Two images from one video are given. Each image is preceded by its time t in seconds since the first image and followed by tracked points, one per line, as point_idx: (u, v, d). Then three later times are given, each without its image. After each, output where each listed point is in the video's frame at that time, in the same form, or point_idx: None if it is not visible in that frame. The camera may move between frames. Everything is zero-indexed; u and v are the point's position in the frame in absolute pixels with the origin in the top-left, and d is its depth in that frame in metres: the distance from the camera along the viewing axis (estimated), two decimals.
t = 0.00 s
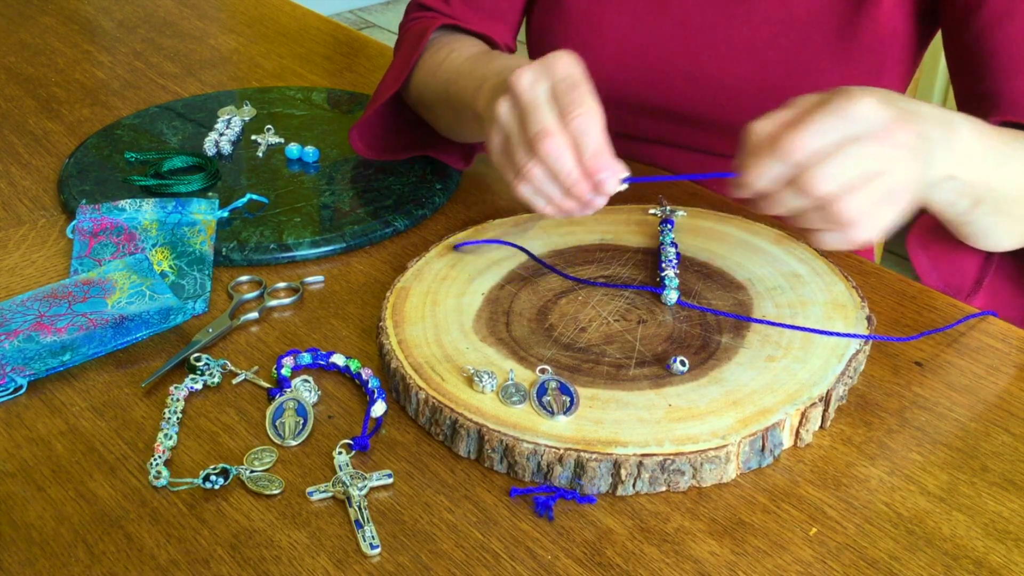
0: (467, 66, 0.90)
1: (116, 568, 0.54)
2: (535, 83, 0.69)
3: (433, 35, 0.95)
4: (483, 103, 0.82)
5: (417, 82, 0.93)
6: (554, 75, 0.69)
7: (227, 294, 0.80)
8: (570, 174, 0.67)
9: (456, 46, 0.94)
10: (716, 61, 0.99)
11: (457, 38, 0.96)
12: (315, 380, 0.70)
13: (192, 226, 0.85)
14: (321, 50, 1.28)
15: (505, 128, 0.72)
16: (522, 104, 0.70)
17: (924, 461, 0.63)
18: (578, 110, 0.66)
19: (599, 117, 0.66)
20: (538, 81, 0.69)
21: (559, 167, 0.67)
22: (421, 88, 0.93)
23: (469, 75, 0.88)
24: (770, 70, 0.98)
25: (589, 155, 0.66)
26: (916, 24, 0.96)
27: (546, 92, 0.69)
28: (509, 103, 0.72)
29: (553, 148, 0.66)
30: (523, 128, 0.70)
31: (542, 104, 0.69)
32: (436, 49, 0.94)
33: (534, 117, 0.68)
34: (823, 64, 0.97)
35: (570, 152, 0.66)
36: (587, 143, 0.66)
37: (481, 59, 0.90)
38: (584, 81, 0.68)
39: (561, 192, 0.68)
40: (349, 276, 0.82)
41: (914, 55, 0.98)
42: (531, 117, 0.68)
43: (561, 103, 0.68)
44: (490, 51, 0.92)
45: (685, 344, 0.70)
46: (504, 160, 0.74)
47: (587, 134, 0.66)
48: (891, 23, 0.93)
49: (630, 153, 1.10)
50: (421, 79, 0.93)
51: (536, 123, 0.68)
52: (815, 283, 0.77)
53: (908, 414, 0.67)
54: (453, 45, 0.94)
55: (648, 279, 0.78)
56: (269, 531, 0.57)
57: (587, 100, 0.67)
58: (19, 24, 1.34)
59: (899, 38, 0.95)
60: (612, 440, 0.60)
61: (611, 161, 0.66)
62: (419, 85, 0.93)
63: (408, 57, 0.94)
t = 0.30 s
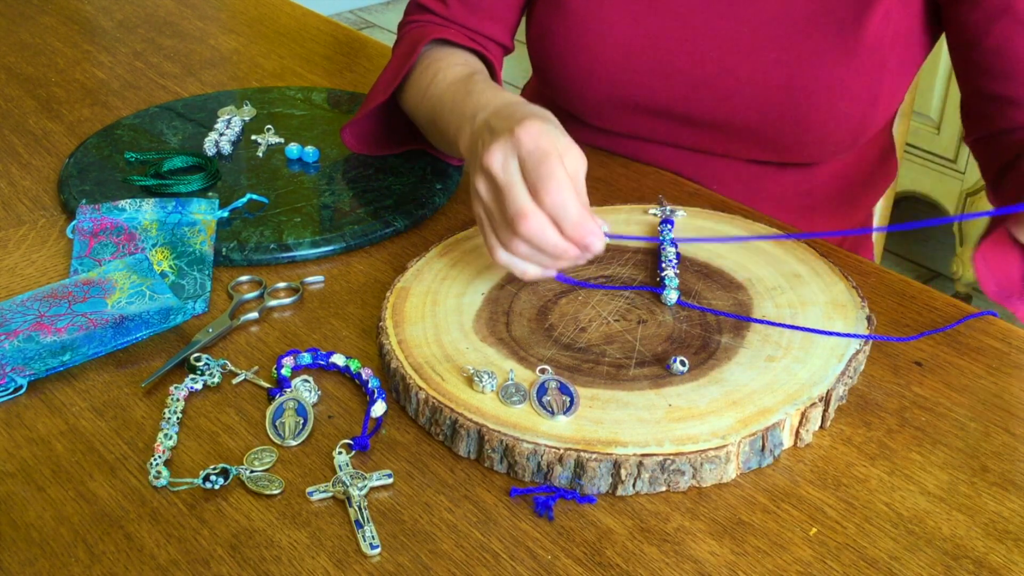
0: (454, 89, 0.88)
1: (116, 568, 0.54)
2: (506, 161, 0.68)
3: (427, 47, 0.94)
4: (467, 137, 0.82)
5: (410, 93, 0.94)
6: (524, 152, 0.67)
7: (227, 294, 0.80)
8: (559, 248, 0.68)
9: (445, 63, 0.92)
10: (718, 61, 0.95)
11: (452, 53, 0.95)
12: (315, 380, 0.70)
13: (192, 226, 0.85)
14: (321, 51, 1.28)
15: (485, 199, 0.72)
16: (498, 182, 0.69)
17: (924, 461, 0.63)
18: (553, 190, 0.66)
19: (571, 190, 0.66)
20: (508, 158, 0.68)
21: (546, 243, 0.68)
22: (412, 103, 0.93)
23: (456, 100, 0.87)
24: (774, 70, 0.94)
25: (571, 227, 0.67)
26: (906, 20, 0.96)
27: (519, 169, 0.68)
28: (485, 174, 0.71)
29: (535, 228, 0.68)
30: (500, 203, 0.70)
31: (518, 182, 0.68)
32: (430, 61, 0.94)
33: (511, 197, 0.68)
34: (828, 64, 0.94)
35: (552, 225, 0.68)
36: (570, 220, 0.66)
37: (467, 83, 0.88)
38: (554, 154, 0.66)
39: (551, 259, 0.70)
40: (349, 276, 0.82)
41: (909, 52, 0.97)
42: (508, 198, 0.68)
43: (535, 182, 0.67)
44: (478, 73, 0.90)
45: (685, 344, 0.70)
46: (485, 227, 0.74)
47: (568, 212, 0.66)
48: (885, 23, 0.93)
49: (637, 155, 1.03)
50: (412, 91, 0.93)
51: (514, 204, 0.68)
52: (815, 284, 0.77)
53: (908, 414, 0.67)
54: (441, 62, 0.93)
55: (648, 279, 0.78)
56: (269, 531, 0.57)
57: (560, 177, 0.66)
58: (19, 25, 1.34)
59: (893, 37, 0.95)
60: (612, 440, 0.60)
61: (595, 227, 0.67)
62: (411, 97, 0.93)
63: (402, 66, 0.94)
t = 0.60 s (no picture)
0: (474, 105, 0.88)
1: (116, 568, 0.54)
2: (534, 198, 0.69)
3: (444, 53, 0.94)
4: (489, 156, 0.81)
5: (424, 101, 0.93)
6: (555, 193, 0.69)
7: (227, 294, 0.80)
8: (577, 291, 0.68)
9: (465, 75, 0.92)
10: (724, 61, 0.95)
11: (466, 58, 0.95)
12: (315, 380, 0.70)
13: (192, 226, 0.85)
14: (321, 51, 1.28)
15: (503, 232, 0.72)
16: (522, 218, 0.70)
17: (924, 461, 0.63)
18: (582, 234, 0.67)
19: (601, 238, 0.68)
20: (537, 195, 0.69)
21: (563, 285, 0.68)
22: (427, 112, 0.93)
23: (477, 118, 0.87)
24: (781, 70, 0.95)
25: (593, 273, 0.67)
26: (913, 21, 0.96)
27: (546, 208, 0.69)
28: (508, 208, 0.71)
29: (556, 269, 0.68)
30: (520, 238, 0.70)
31: (543, 222, 0.69)
32: (443, 68, 0.94)
33: (535, 235, 0.69)
34: (836, 64, 0.94)
35: (573, 269, 0.68)
36: (594, 265, 0.67)
37: (490, 99, 0.88)
38: (586, 200, 0.68)
39: (560, 300, 0.70)
40: (349, 276, 0.82)
41: (915, 53, 0.98)
42: (532, 235, 0.69)
43: (563, 223, 0.68)
44: (500, 90, 0.91)
45: (685, 344, 0.70)
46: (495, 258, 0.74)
47: (594, 257, 0.67)
48: (891, 24, 0.94)
49: (639, 154, 1.03)
50: (428, 99, 0.93)
51: (538, 243, 0.68)
52: (815, 284, 0.77)
53: (908, 414, 0.67)
54: (460, 73, 0.93)
55: (648, 279, 0.78)
56: (269, 531, 0.57)
57: (590, 223, 0.68)
58: (19, 25, 1.34)
59: (899, 38, 0.96)
60: (612, 439, 0.60)
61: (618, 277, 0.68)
62: (427, 107, 0.93)
63: (415, 73, 0.94)
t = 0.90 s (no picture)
0: (481, 115, 0.88)
1: (116, 568, 0.54)
2: (539, 219, 0.69)
3: (452, 55, 0.93)
4: (497, 169, 0.82)
5: (432, 104, 0.93)
6: (560, 214, 0.69)
7: (227, 294, 0.80)
8: (588, 309, 0.69)
9: (472, 81, 0.92)
10: (729, 63, 0.95)
11: (474, 61, 0.95)
12: (315, 380, 0.70)
13: (192, 226, 0.85)
14: (321, 50, 1.28)
15: (508, 252, 0.72)
16: (528, 239, 0.70)
17: (924, 461, 0.63)
18: (589, 254, 0.68)
19: (608, 257, 0.68)
20: (542, 217, 0.69)
21: (573, 303, 0.69)
22: (435, 116, 0.93)
23: (485, 128, 0.87)
24: (784, 74, 0.95)
25: (604, 292, 0.68)
26: (919, 27, 0.95)
27: (552, 229, 0.69)
28: (513, 228, 0.71)
29: (566, 289, 0.68)
30: (526, 259, 0.70)
31: (550, 243, 0.69)
32: (450, 72, 0.93)
33: (541, 257, 0.69)
34: (839, 69, 0.93)
35: (582, 288, 0.69)
36: (603, 284, 0.68)
37: (496, 110, 0.88)
38: (590, 219, 0.68)
39: (573, 316, 0.71)
40: (349, 276, 0.82)
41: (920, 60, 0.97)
42: (539, 257, 0.69)
43: (570, 244, 0.69)
44: (507, 98, 0.91)
45: (685, 344, 0.70)
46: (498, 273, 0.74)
47: (603, 276, 0.68)
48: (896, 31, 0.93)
49: (639, 154, 1.03)
50: (436, 102, 0.93)
51: (545, 264, 0.69)
52: (815, 284, 0.77)
53: (908, 414, 0.67)
54: (466, 79, 0.92)
55: (648, 279, 0.78)
56: (269, 531, 0.57)
57: (596, 242, 0.68)
58: (19, 25, 1.34)
59: (904, 45, 0.95)
60: (612, 439, 0.60)
61: (628, 293, 0.69)
62: (434, 110, 0.93)
63: (422, 75, 0.94)
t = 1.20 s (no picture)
0: (481, 122, 0.88)
1: (116, 568, 0.54)
2: (535, 228, 0.69)
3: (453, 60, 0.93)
4: (498, 179, 0.82)
5: (433, 108, 0.93)
6: (556, 223, 0.69)
7: (227, 294, 0.80)
8: (584, 316, 0.69)
9: (472, 87, 0.92)
10: (733, 63, 0.95)
11: (474, 66, 0.94)
12: (315, 380, 0.70)
13: (192, 226, 0.85)
14: (321, 50, 1.28)
15: (505, 260, 0.72)
16: (524, 247, 0.70)
17: (925, 461, 0.63)
18: (585, 262, 0.68)
19: (604, 266, 0.68)
20: (537, 225, 0.69)
21: (570, 311, 0.69)
22: (436, 120, 0.93)
23: (486, 135, 0.87)
24: (789, 74, 0.94)
25: (599, 301, 0.68)
26: (921, 29, 0.96)
27: (548, 237, 0.69)
28: (510, 236, 0.71)
29: (562, 296, 0.68)
30: (522, 266, 0.70)
31: (546, 251, 0.69)
32: (451, 77, 0.93)
33: (537, 265, 0.69)
34: (843, 69, 0.94)
35: (578, 297, 0.68)
36: (599, 292, 0.68)
37: (496, 116, 0.88)
38: (586, 227, 0.68)
39: (570, 324, 0.71)
40: (349, 276, 0.82)
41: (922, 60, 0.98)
42: (534, 265, 0.69)
43: (565, 252, 0.69)
44: (507, 104, 0.90)
45: (685, 344, 0.70)
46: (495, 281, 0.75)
47: (599, 284, 0.68)
48: (898, 32, 0.94)
49: (640, 153, 1.03)
50: (436, 107, 0.93)
51: (541, 272, 0.69)
52: (815, 283, 0.77)
53: (908, 414, 0.67)
54: (466, 85, 0.92)
55: (648, 279, 0.78)
56: (269, 531, 0.57)
57: (591, 250, 0.68)
58: (19, 25, 1.34)
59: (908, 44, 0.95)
60: (612, 440, 0.60)
61: (625, 301, 0.69)
62: (435, 114, 0.93)
63: (422, 79, 0.94)
